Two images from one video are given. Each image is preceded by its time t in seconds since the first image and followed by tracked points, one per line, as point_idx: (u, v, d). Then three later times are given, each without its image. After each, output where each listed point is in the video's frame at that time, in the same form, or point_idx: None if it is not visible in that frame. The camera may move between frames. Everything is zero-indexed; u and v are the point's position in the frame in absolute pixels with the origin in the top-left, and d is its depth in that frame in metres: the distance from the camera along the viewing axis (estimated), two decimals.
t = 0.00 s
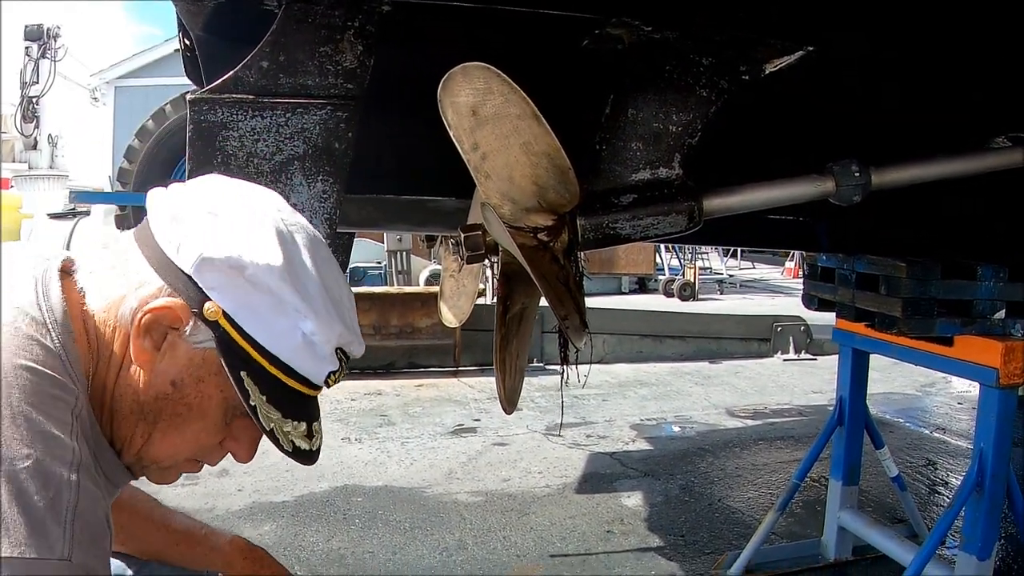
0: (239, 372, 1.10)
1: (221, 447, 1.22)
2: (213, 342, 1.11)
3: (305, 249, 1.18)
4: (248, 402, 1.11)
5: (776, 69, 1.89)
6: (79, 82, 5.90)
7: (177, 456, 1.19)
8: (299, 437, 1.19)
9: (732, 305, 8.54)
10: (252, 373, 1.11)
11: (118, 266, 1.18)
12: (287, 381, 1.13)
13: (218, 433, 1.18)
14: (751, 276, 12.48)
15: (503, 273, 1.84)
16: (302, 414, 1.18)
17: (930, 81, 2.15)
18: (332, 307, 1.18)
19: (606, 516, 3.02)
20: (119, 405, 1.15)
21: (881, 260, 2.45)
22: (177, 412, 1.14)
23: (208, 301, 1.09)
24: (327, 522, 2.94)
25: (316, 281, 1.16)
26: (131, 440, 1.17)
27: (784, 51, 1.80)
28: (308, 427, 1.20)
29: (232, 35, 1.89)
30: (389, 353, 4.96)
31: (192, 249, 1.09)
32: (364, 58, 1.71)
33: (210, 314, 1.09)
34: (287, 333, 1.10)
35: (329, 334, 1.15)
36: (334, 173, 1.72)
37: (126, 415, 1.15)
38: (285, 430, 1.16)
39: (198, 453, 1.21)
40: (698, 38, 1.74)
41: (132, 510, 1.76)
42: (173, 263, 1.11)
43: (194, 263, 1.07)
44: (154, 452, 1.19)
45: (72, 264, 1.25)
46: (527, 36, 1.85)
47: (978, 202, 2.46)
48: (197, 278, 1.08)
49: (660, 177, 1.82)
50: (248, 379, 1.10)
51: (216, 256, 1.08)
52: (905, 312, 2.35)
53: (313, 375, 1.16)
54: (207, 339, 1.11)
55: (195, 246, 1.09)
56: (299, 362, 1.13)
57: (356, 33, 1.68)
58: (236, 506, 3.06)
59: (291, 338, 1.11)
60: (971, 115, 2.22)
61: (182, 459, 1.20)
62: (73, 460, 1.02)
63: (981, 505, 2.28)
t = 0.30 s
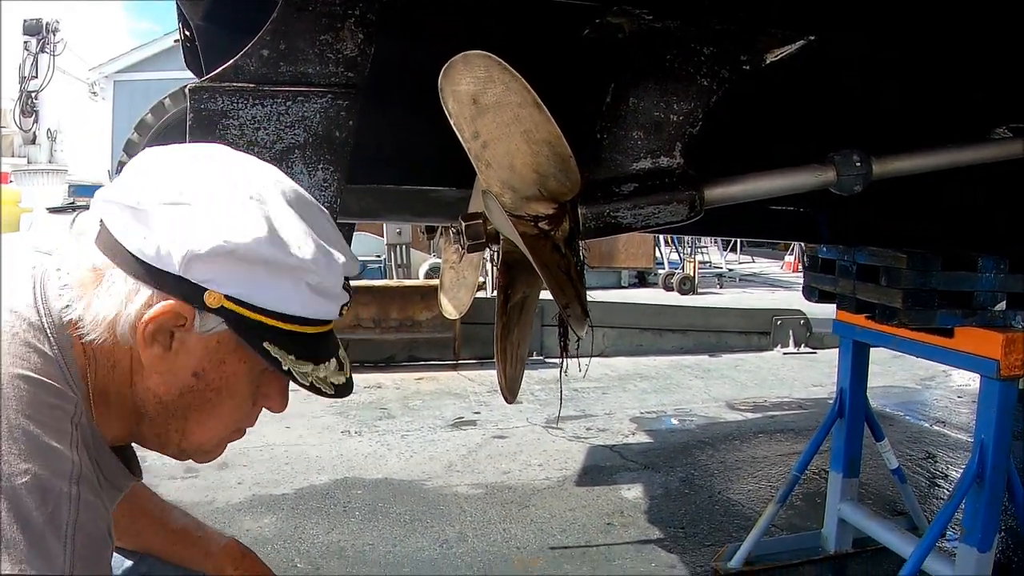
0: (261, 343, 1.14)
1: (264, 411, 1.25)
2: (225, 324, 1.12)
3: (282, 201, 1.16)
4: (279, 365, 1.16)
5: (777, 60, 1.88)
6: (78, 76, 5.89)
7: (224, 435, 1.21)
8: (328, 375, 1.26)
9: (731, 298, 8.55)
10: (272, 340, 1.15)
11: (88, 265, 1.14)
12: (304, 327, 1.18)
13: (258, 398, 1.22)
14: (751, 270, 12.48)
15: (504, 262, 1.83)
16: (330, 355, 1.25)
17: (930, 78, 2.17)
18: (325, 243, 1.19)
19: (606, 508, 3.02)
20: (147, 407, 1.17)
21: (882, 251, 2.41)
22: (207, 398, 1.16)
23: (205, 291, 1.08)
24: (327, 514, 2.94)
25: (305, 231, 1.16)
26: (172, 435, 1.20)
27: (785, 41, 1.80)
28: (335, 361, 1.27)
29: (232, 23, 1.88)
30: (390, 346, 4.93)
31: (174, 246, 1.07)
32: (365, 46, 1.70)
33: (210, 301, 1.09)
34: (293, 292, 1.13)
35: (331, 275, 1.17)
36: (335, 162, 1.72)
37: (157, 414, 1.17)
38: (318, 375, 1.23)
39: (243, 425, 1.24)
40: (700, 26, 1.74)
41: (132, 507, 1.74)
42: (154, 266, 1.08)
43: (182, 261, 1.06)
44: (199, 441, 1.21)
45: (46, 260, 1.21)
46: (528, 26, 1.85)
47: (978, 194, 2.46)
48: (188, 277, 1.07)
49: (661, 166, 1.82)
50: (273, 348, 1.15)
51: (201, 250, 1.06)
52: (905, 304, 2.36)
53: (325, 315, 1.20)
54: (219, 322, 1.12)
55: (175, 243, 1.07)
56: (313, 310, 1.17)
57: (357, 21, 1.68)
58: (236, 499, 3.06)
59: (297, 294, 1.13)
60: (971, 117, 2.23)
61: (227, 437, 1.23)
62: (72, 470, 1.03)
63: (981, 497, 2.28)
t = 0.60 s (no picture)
0: (215, 175, 1.21)
1: (241, 256, 1.33)
2: (176, 172, 1.17)
3: (182, 47, 1.22)
4: (241, 190, 1.24)
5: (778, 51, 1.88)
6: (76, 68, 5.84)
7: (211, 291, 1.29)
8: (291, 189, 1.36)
9: (731, 291, 8.54)
10: (224, 169, 1.22)
11: (18, 173, 1.20)
12: (252, 150, 1.26)
13: (233, 242, 1.29)
14: (750, 263, 12.48)
15: (503, 254, 1.82)
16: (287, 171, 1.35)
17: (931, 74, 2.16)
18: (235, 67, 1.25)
19: (606, 502, 3.02)
20: (126, 289, 1.21)
21: (883, 245, 2.44)
22: (184, 255, 1.22)
23: (142, 145, 1.13)
24: (327, 508, 2.94)
25: (214, 62, 1.23)
26: (159, 311, 1.26)
27: (785, 32, 1.80)
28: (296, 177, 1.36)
29: (229, 13, 1.87)
30: (389, 339, 5.02)
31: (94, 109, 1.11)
32: (364, 38, 1.66)
33: (150, 153, 1.14)
34: (226, 115, 1.20)
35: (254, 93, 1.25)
36: (334, 153, 1.76)
37: (137, 293, 1.22)
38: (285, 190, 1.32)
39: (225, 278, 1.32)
40: (700, 18, 1.74)
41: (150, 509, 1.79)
42: (82, 141, 1.12)
43: (105, 120, 1.10)
44: (188, 308, 1.28)
45: None
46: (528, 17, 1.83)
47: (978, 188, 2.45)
48: (118, 134, 1.11)
49: (661, 158, 1.81)
50: (227, 177, 1.22)
51: (123, 102, 1.11)
52: (906, 297, 2.34)
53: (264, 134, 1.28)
54: (168, 172, 1.17)
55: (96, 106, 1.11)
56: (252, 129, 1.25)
57: (355, 12, 1.63)
58: (235, 492, 3.06)
59: (228, 117, 1.21)
60: (970, 118, 2.23)
61: (213, 294, 1.30)
62: (11, 334, 1.03)
63: (981, 491, 2.27)
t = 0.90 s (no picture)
0: (190, 125, 1.30)
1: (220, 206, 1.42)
2: (151, 127, 1.25)
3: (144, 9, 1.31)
4: (216, 138, 1.33)
5: (774, 48, 1.88)
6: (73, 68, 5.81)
7: (191, 242, 1.37)
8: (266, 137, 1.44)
9: (731, 291, 8.53)
10: (195, 119, 1.30)
11: None
12: (223, 101, 1.35)
13: (209, 193, 1.37)
14: (750, 262, 12.47)
15: (499, 250, 1.82)
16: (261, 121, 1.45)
17: (927, 72, 2.16)
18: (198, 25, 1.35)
19: (603, 500, 3.02)
20: (110, 246, 1.29)
21: (880, 241, 2.42)
22: (165, 207, 1.30)
23: (116, 99, 1.21)
24: (324, 506, 2.94)
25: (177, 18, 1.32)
26: (141, 262, 1.34)
27: (782, 30, 1.80)
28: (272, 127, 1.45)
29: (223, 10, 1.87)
30: (387, 339, 5.03)
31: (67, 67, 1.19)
32: (359, 34, 1.64)
33: (125, 107, 1.22)
34: (193, 65, 1.29)
35: (217, 47, 1.34)
36: (328, 150, 1.74)
37: (121, 248, 1.30)
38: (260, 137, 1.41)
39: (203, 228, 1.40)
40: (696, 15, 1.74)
41: (145, 515, 1.77)
42: (57, 98, 1.19)
43: (78, 75, 1.18)
44: (169, 259, 1.36)
45: None
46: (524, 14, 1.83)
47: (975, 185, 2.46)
48: (93, 87, 1.20)
49: (657, 155, 1.81)
50: (202, 127, 1.31)
51: (94, 56, 1.20)
52: (903, 294, 2.33)
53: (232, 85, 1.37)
54: (143, 128, 1.24)
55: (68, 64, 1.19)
56: (219, 79, 1.34)
57: (350, 8, 1.61)
58: (232, 491, 3.06)
59: (194, 70, 1.30)
60: (969, 113, 2.23)
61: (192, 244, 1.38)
62: None
63: (980, 489, 2.26)
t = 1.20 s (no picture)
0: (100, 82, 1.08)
1: (178, 191, 1.20)
2: (78, 88, 1.08)
3: None
4: (123, 97, 1.09)
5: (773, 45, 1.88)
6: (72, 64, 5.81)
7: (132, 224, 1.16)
8: (199, 104, 1.16)
9: (729, 287, 8.54)
10: (114, 80, 1.10)
11: None
12: (164, 65, 1.14)
13: (160, 170, 1.17)
14: (750, 258, 12.48)
15: (497, 247, 1.81)
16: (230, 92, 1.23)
17: (927, 70, 2.16)
18: None
19: (602, 497, 3.01)
20: (44, 220, 1.14)
21: (880, 238, 2.41)
22: (95, 181, 1.12)
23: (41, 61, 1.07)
24: (323, 503, 2.93)
25: None
26: (81, 244, 1.17)
27: (781, 26, 1.79)
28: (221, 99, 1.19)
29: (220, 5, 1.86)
30: (386, 335, 5.03)
31: None
32: (357, 31, 1.64)
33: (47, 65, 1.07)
34: (119, 21, 1.10)
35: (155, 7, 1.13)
36: (325, 147, 1.73)
37: (56, 224, 1.14)
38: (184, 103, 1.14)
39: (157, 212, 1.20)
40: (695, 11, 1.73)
41: (151, 516, 1.74)
42: None
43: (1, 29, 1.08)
44: (109, 244, 1.17)
45: None
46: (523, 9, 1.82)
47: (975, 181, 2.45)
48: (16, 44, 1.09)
49: (655, 152, 1.80)
50: (115, 87, 1.09)
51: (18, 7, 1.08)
52: (903, 291, 2.33)
53: (178, 51, 1.16)
54: (71, 90, 1.08)
55: None
56: (150, 41, 1.13)
57: (348, 5, 1.62)
58: (231, 488, 3.06)
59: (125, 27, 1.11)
60: (970, 109, 2.22)
61: (137, 228, 1.18)
62: None
63: (979, 486, 2.26)
